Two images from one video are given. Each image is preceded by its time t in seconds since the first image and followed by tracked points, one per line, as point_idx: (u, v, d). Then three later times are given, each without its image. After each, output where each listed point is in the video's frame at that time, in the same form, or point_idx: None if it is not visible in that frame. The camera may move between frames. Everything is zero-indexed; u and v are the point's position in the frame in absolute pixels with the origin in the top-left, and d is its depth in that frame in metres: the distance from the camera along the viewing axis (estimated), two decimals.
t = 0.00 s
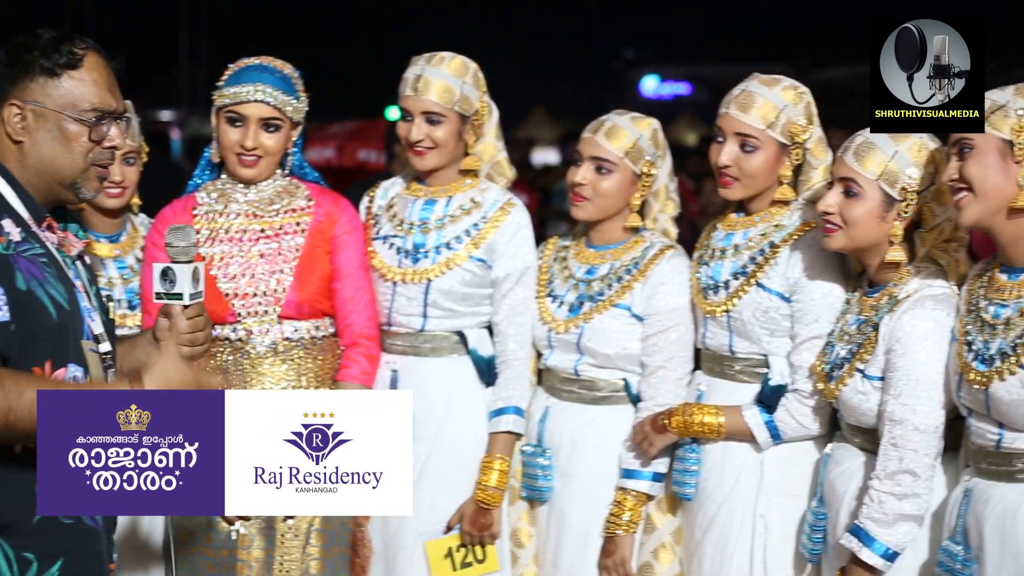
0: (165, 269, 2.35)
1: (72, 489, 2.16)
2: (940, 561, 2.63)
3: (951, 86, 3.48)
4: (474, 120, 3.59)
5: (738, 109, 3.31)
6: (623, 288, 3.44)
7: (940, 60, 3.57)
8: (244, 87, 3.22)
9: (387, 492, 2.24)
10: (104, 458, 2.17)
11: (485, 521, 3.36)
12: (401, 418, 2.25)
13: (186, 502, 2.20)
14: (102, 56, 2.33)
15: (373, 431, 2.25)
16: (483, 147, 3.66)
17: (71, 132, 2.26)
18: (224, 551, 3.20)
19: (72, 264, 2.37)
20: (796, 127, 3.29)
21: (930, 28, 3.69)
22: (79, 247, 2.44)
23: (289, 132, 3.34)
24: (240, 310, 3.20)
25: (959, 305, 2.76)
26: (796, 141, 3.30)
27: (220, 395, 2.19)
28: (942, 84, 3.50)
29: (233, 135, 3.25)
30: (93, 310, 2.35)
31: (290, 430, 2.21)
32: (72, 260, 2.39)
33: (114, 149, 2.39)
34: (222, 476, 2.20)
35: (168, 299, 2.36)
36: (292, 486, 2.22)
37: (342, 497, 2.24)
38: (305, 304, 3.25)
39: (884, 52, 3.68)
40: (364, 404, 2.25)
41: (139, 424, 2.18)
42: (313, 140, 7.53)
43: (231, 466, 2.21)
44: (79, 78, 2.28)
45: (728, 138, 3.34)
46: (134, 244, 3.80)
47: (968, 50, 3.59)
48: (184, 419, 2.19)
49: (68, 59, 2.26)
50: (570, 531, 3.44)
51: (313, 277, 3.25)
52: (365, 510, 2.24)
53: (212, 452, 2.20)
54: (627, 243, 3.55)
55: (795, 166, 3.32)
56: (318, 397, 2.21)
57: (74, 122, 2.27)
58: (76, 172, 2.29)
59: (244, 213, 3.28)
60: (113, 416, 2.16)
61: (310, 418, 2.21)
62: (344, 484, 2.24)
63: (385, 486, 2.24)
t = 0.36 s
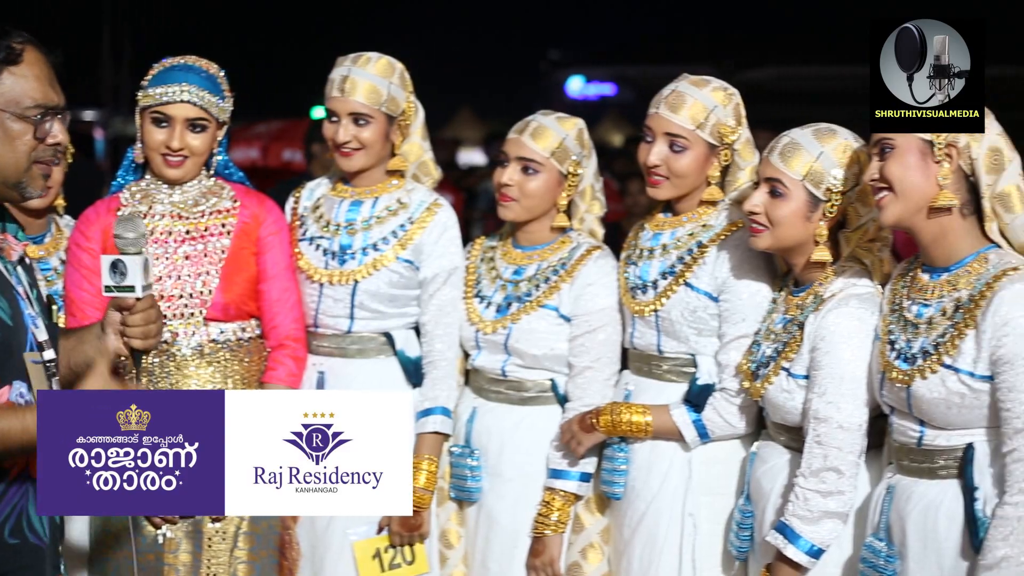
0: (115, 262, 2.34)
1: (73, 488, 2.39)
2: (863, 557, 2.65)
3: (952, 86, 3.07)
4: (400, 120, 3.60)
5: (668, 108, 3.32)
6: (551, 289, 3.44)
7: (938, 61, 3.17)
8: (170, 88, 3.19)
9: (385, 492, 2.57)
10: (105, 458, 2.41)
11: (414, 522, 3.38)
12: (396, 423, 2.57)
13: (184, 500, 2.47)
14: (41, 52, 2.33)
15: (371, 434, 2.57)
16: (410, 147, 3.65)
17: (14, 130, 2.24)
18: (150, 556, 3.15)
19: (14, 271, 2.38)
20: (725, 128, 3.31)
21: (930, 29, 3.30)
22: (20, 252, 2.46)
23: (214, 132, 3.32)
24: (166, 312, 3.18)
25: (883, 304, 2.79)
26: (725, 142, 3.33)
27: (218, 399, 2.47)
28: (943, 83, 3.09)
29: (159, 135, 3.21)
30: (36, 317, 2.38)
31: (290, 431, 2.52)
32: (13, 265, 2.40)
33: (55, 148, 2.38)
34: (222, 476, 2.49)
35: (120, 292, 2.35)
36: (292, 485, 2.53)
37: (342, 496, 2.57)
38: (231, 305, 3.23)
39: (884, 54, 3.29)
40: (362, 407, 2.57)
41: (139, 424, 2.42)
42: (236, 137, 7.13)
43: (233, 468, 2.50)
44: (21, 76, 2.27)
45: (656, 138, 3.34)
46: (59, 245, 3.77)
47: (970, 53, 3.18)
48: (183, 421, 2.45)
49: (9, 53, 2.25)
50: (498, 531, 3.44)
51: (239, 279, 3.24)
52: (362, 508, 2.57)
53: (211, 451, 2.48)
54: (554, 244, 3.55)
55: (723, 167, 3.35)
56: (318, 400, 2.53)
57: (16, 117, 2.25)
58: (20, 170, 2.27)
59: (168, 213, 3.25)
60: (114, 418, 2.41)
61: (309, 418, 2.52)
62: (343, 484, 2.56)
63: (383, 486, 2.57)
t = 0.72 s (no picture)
0: (87, 258, 2.26)
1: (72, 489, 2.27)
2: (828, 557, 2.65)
3: (952, 86, 3.06)
4: (365, 118, 3.60)
5: (632, 108, 3.32)
6: (518, 289, 3.44)
7: (938, 61, 3.12)
8: (136, 87, 3.17)
9: (387, 492, 2.40)
10: (105, 458, 2.30)
11: (392, 523, 3.39)
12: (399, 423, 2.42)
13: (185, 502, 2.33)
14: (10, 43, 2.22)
15: (372, 431, 2.42)
16: (374, 147, 3.65)
17: None
18: (117, 558, 3.16)
19: None
20: (689, 128, 3.31)
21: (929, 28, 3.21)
22: None
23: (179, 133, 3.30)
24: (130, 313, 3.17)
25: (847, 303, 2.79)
26: (689, 141, 3.33)
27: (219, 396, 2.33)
28: (942, 83, 3.07)
29: (124, 135, 3.19)
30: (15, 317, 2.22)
31: (290, 431, 2.36)
32: None
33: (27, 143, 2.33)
34: (222, 476, 2.34)
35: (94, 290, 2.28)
36: (292, 485, 2.36)
37: (343, 497, 2.40)
38: (196, 306, 3.22)
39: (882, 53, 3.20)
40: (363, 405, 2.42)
41: (139, 424, 2.31)
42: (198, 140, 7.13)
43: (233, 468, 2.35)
44: None
45: (621, 137, 3.34)
46: (21, 245, 3.74)
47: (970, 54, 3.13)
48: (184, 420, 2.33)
49: None
50: (468, 531, 3.44)
51: (204, 279, 3.23)
52: (365, 508, 2.40)
53: (212, 452, 2.34)
54: (520, 244, 3.55)
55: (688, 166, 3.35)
56: (318, 399, 2.37)
57: None
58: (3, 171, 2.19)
59: (132, 214, 3.23)
60: (114, 417, 2.31)
61: (310, 418, 2.36)
62: (344, 484, 2.40)
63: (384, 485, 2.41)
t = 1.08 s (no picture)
0: (74, 247, 2.28)
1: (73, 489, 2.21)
2: (824, 557, 2.67)
3: (952, 86, 3.02)
4: (368, 115, 3.62)
5: (633, 107, 3.32)
6: (517, 288, 3.45)
7: (938, 61, 3.06)
8: (137, 87, 3.17)
9: (388, 492, 2.39)
10: (104, 458, 2.26)
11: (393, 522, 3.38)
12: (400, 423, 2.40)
13: (184, 502, 2.30)
14: None
15: (372, 432, 2.40)
16: (375, 145, 3.66)
17: None
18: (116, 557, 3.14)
19: None
20: (689, 128, 3.32)
21: (929, 27, 3.13)
22: None
23: (180, 131, 3.30)
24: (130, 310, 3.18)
25: (844, 303, 2.80)
26: (689, 140, 3.34)
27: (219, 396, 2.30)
28: (942, 84, 3.02)
29: (126, 135, 3.19)
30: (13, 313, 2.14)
31: (289, 431, 2.34)
32: None
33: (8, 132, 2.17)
34: (222, 475, 2.31)
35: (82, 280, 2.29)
36: (292, 486, 2.35)
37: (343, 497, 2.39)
38: (196, 304, 3.23)
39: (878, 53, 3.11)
40: (362, 404, 2.40)
41: (139, 424, 2.27)
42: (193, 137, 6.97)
43: (233, 467, 2.32)
44: None
45: (621, 136, 3.34)
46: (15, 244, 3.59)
47: (969, 51, 3.07)
48: (184, 419, 2.30)
49: None
50: (468, 530, 3.45)
51: (203, 277, 3.24)
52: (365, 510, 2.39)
53: (212, 452, 2.31)
54: (519, 243, 3.56)
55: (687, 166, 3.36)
56: (317, 397, 2.35)
57: None
58: None
59: (132, 211, 3.23)
60: (114, 416, 2.26)
61: (309, 418, 2.34)
62: (344, 484, 2.38)
63: (384, 486, 2.39)
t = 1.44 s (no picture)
0: (103, 237, 2.31)
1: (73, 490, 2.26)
2: (864, 557, 2.64)
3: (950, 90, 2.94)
4: (411, 113, 3.62)
5: (675, 105, 3.31)
6: (557, 287, 3.44)
7: (939, 61, 3.05)
8: (176, 86, 3.18)
9: (385, 492, 2.52)
10: (105, 458, 2.33)
11: (426, 518, 3.39)
12: (392, 421, 2.52)
13: (183, 500, 2.39)
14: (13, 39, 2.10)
15: (371, 432, 2.53)
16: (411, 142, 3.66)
17: (11, 138, 2.06)
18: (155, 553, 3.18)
19: (12, 265, 2.18)
20: (731, 127, 3.30)
21: (932, 27, 3.14)
22: (12, 236, 2.25)
23: (219, 130, 3.31)
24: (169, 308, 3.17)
25: (882, 302, 2.78)
26: (730, 139, 3.32)
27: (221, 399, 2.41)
28: (944, 84, 3.00)
29: (166, 134, 3.21)
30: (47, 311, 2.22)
31: (290, 431, 2.46)
32: (8, 258, 2.18)
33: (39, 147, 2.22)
34: (222, 477, 2.42)
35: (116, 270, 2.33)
36: (292, 485, 2.47)
37: (342, 496, 2.51)
38: (236, 301, 3.23)
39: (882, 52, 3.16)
40: (363, 406, 2.53)
41: (139, 424, 2.35)
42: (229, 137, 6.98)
43: (234, 468, 2.43)
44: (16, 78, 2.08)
45: (662, 135, 3.33)
46: (54, 242, 3.62)
47: (973, 51, 3.05)
48: (183, 421, 2.39)
49: None
50: (508, 529, 3.44)
51: (242, 275, 3.25)
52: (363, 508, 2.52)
53: (211, 451, 2.41)
54: (559, 243, 3.55)
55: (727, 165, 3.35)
56: (318, 399, 2.47)
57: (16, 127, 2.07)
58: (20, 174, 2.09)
59: (171, 209, 3.24)
60: (115, 417, 2.33)
61: (309, 418, 2.46)
62: (344, 484, 2.51)
63: (384, 485, 2.52)
